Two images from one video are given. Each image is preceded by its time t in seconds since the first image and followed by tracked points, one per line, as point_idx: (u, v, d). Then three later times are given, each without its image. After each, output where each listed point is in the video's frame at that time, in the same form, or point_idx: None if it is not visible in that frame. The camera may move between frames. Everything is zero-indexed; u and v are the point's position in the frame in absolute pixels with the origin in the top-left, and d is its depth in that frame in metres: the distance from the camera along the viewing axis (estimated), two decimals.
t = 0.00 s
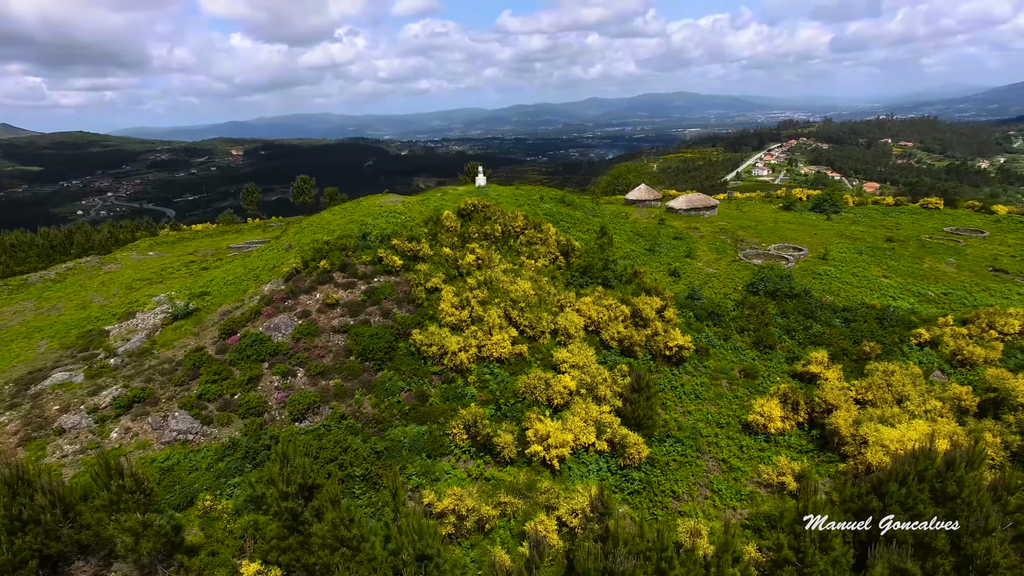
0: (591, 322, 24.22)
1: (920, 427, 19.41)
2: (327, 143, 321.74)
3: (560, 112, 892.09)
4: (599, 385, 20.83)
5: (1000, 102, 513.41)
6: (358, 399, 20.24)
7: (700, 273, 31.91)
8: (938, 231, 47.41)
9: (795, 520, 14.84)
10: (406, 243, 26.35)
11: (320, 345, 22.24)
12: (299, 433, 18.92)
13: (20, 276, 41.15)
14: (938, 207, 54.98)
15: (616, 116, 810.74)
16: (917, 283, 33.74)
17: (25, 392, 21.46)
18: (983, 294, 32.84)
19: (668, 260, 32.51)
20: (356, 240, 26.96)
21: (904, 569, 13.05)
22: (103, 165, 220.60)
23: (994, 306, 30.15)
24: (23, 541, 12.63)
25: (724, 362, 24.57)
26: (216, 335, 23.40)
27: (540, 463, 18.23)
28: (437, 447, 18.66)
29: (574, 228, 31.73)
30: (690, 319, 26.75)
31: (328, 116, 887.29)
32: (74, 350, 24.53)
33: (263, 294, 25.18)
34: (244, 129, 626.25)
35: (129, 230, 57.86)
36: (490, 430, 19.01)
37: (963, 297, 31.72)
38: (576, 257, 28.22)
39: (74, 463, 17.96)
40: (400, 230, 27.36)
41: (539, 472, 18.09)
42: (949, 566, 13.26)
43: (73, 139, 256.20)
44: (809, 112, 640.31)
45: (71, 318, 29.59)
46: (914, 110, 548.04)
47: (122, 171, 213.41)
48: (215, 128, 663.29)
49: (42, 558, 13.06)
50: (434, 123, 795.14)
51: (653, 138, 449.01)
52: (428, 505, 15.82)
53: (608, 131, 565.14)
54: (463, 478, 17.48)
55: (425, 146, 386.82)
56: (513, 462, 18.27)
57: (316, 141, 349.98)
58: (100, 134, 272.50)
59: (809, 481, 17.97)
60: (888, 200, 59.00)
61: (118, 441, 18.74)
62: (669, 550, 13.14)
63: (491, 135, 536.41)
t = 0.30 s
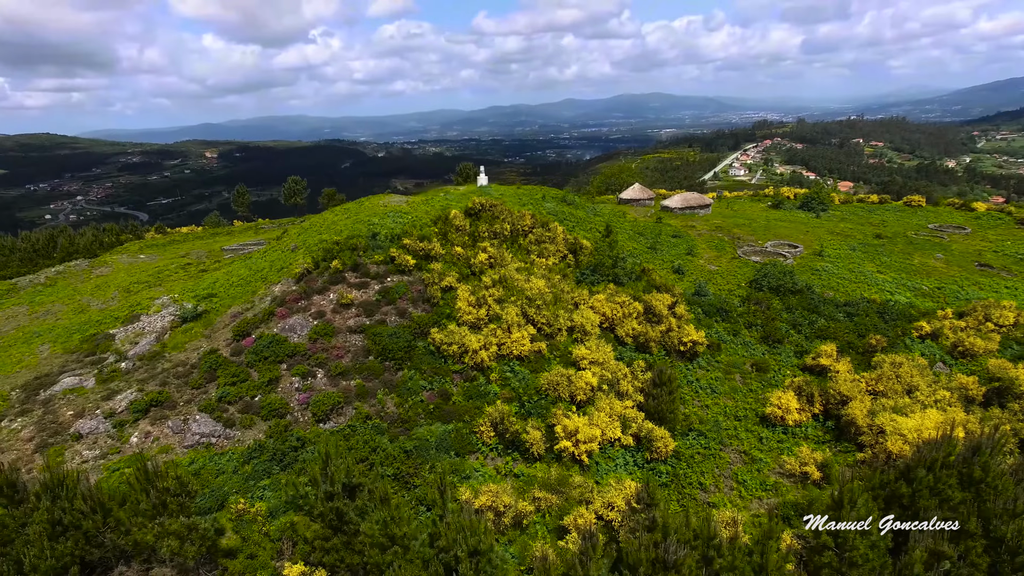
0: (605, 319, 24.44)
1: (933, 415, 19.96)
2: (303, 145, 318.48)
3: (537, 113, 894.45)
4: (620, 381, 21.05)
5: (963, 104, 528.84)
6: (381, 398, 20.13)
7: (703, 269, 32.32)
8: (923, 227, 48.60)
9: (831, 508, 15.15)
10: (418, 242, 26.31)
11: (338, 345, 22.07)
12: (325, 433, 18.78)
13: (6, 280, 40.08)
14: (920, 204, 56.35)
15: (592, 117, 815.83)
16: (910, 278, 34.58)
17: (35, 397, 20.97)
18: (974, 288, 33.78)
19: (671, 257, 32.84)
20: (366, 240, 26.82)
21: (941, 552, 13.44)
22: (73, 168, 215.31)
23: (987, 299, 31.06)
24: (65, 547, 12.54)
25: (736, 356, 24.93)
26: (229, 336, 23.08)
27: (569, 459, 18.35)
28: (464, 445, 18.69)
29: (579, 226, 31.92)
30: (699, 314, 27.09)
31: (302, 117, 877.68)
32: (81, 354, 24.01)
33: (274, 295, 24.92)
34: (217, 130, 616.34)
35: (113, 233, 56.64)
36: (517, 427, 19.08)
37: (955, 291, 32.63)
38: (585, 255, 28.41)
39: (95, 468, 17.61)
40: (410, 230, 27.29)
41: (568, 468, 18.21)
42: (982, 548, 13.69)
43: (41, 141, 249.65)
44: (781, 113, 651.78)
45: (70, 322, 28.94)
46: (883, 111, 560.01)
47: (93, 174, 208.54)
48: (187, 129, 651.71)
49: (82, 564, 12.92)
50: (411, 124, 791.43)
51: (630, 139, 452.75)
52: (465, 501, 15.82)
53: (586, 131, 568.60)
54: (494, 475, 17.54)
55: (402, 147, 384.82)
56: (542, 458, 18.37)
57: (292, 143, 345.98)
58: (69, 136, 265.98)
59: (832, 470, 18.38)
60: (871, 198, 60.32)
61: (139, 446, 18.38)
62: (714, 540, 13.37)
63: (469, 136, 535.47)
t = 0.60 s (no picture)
0: (621, 316, 24.72)
1: (947, 404, 20.56)
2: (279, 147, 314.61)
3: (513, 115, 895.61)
4: (643, 376, 21.32)
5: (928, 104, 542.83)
6: (408, 398, 20.03)
7: (707, 266, 32.77)
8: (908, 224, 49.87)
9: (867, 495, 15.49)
10: (432, 242, 26.30)
11: (359, 346, 21.92)
12: (355, 434, 18.65)
13: None
14: (903, 202, 57.77)
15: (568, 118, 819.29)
16: (904, 273, 35.47)
17: (50, 404, 20.50)
18: (965, 282, 34.78)
19: (675, 255, 33.22)
20: (379, 240, 26.71)
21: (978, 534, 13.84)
22: (41, 172, 209.75)
23: (980, 292, 32.01)
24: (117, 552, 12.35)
25: (748, 351, 25.35)
26: (246, 338, 22.78)
27: (601, 454, 18.52)
28: (495, 443, 18.76)
29: (585, 225, 32.15)
30: (709, 310, 27.47)
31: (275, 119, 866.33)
32: (90, 359, 23.51)
33: (288, 296, 24.66)
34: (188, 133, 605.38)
35: (97, 238, 55.41)
36: (547, 423, 19.19)
37: (949, 285, 33.58)
38: (595, 254, 28.63)
39: (122, 474, 17.27)
40: (423, 230, 27.26)
41: (600, 463, 18.37)
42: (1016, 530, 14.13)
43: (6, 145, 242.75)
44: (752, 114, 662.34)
45: (72, 326, 28.28)
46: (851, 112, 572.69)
47: (61, 178, 203.33)
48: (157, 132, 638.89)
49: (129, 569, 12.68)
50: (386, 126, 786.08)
51: (605, 140, 455.07)
52: (507, 496, 15.86)
53: (562, 133, 570.65)
54: (528, 472, 17.63)
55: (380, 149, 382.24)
56: (573, 454, 18.51)
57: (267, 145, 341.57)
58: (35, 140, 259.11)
59: (855, 459, 18.84)
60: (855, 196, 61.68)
61: (165, 451, 18.03)
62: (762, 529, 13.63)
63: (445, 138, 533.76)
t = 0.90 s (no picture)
0: (635, 314, 24.98)
1: (957, 395, 21.14)
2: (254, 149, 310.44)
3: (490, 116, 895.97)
4: (663, 372, 21.59)
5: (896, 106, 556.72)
6: (432, 398, 19.99)
7: (710, 264, 33.21)
8: (895, 221, 51.03)
9: (898, 483, 15.82)
10: (444, 241, 26.28)
11: (379, 346, 21.78)
12: (383, 434, 18.56)
13: None
14: (888, 201, 59.10)
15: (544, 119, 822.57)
16: (898, 269, 36.31)
17: (64, 410, 20.06)
18: (957, 277, 35.73)
19: (678, 253, 33.62)
20: (390, 240, 26.61)
21: (1010, 519, 14.26)
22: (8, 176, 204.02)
23: (973, 287, 32.92)
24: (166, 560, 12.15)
25: (759, 346, 25.77)
26: (262, 340, 22.50)
27: (628, 449, 18.70)
28: (523, 440, 18.83)
29: (591, 224, 32.36)
30: (718, 307, 27.85)
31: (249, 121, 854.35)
32: (100, 364, 23.05)
33: (302, 298, 24.44)
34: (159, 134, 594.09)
35: (81, 242, 54.16)
36: (574, 420, 19.32)
37: (942, 280, 34.50)
38: (604, 252, 28.85)
39: (148, 479, 16.97)
40: (434, 230, 27.23)
41: (629, 458, 18.54)
42: None
43: None
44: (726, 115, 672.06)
45: (73, 331, 27.64)
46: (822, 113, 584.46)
47: (30, 181, 198.06)
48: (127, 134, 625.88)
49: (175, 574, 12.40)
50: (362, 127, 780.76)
51: (582, 141, 457.86)
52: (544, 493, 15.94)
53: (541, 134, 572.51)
54: (559, 467, 17.74)
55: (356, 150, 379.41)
56: (601, 450, 18.68)
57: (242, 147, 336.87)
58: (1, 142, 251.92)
59: (874, 450, 19.29)
60: (840, 195, 62.92)
61: (191, 455, 17.73)
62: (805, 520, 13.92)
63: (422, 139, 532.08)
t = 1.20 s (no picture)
0: (648, 312, 25.26)
1: (965, 386, 21.76)
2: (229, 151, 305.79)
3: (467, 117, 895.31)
4: (682, 369, 21.87)
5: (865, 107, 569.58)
6: (457, 397, 19.98)
7: (712, 261, 33.65)
8: (881, 219, 52.21)
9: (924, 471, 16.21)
10: (456, 241, 26.28)
11: (399, 347, 21.68)
12: (411, 435, 18.50)
13: None
14: (872, 199, 60.40)
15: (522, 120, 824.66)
16: (891, 266, 37.17)
17: (79, 416, 19.63)
18: (947, 272, 36.69)
19: (681, 251, 34.00)
20: (402, 240, 26.52)
21: None
22: None
23: (964, 282, 33.84)
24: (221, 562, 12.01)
25: (768, 341, 26.21)
26: (279, 342, 22.25)
27: (655, 444, 18.92)
28: (550, 438, 18.94)
29: (595, 223, 32.58)
30: (725, 304, 28.26)
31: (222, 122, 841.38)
32: (111, 370, 22.59)
33: (316, 299, 24.22)
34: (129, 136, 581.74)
35: (64, 245, 52.88)
36: (599, 417, 19.48)
37: (934, 276, 35.42)
38: (612, 251, 29.10)
39: (176, 485, 16.69)
40: (445, 230, 27.22)
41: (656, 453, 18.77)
42: None
43: None
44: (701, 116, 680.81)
45: (75, 335, 27.00)
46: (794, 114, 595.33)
47: None
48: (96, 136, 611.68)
49: None
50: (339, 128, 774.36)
51: (560, 142, 459.93)
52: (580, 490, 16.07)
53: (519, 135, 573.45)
54: (590, 463, 17.89)
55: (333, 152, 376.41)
56: (628, 446, 18.87)
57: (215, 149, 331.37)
58: None
59: (891, 441, 19.79)
60: (825, 193, 64.20)
61: (218, 459, 17.46)
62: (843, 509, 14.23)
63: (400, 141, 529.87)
